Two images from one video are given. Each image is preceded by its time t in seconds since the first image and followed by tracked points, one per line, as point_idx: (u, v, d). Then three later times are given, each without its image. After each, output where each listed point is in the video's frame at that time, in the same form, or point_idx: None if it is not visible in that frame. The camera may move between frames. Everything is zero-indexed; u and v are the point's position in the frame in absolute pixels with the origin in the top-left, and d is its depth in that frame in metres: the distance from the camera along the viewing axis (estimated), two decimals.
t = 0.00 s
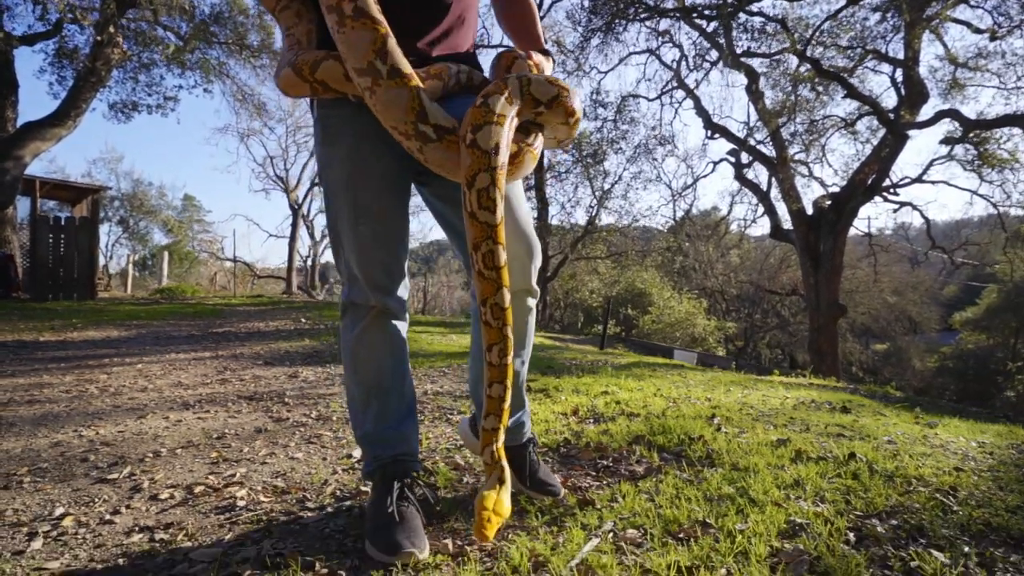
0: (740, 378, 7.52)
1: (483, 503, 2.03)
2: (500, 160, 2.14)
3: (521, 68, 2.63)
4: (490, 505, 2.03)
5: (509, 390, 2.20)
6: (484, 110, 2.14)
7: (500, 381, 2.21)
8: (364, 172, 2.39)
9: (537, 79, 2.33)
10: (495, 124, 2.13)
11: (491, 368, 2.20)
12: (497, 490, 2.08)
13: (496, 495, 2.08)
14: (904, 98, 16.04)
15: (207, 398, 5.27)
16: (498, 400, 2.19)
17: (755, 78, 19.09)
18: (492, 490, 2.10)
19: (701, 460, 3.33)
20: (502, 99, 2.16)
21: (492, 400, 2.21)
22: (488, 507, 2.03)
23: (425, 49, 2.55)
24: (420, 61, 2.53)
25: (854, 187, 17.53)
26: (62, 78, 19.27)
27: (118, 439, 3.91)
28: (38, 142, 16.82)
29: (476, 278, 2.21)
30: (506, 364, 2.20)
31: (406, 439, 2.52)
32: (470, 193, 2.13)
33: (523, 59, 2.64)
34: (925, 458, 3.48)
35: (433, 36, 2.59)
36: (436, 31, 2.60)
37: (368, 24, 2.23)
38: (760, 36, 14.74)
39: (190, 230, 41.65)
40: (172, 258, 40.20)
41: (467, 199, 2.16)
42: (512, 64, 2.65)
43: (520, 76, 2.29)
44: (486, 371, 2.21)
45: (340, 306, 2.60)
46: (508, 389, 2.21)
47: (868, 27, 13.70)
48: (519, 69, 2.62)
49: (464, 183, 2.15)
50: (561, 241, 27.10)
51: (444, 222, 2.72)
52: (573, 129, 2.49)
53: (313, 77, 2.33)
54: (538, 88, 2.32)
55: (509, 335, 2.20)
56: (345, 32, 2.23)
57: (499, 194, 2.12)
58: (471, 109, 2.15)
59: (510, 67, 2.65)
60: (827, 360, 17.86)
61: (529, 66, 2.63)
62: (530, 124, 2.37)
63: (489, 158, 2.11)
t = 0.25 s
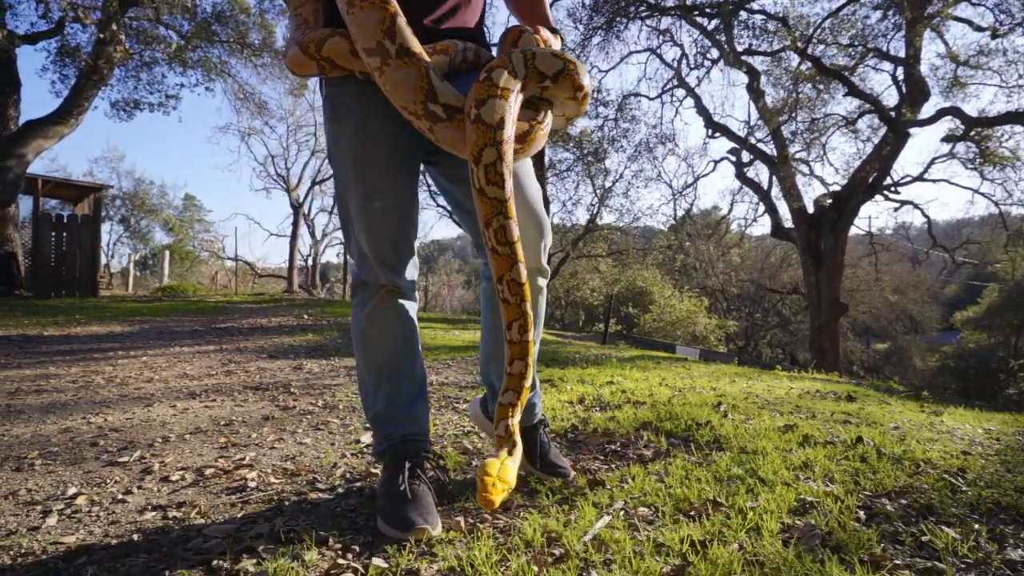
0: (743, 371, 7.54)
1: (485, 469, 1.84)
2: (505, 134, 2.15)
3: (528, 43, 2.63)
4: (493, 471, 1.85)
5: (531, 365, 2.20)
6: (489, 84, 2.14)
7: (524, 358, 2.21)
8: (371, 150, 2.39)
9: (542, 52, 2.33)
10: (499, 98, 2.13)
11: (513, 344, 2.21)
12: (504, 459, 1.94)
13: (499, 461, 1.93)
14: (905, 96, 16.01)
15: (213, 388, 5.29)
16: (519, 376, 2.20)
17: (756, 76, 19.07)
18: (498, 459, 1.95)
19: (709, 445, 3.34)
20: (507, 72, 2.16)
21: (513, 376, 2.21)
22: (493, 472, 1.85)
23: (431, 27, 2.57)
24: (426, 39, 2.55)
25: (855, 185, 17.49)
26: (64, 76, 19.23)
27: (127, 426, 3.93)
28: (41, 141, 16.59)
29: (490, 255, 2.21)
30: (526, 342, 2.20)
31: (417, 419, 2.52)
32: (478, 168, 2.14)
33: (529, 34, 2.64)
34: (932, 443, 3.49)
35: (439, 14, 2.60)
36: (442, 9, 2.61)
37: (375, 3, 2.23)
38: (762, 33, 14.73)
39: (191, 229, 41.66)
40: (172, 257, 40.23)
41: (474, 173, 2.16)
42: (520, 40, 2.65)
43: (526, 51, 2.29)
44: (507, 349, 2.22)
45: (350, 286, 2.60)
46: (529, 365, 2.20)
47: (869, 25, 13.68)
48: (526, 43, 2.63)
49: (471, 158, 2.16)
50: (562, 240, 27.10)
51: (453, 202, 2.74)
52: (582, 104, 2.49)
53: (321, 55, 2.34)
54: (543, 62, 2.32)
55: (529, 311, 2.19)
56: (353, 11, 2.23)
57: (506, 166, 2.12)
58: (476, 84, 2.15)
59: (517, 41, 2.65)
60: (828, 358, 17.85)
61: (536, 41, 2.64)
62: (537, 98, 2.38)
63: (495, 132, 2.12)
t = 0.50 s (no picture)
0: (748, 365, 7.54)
1: (467, 452, 1.87)
2: (509, 111, 2.17)
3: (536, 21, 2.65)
4: (475, 455, 1.87)
5: (524, 349, 2.19)
6: (492, 63, 2.17)
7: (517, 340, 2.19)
8: (382, 134, 2.41)
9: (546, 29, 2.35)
10: (503, 76, 2.15)
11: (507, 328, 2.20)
12: (485, 439, 1.93)
13: (482, 446, 1.91)
14: (908, 94, 15.95)
15: (220, 380, 5.32)
16: (512, 359, 2.18)
17: (759, 74, 19.04)
18: (479, 439, 1.94)
19: (717, 432, 3.35)
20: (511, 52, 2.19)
21: (506, 359, 2.21)
22: (474, 454, 1.87)
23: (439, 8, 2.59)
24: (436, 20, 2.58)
25: (857, 184, 17.25)
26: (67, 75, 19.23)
27: (136, 415, 3.96)
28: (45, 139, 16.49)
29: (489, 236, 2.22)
30: (521, 325, 2.20)
31: (427, 403, 2.53)
32: (479, 146, 2.16)
33: (534, 11, 2.67)
34: (939, 431, 3.50)
35: None
36: None
37: None
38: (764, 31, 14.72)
39: (193, 228, 41.73)
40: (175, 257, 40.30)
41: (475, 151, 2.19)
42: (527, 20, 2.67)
43: (530, 29, 2.31)
44: (502, 332, 2.22)
45: (362, 270, 2.62)
46: (521, 350, 2.20)
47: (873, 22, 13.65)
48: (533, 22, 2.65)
49: (473, 137, 2.18)
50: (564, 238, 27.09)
51: (463, 189, 2.78)
52: (590, 82, 2.51)
53: (331, 40, 2.36)
54: (548, 39, 2.34)
55: (524, 293, 2.22)
56: None
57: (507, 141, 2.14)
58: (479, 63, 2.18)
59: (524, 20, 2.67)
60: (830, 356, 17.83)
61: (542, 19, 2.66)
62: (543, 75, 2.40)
63: (496, 109, 2.14)
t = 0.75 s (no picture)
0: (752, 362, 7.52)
1: (430, 432, 1.79)
2: (509, 92, 2.21)
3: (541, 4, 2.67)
4: (437, 435, 1.78)
5: (511, 333, 2.24)
6: (492, 45, 2.22)
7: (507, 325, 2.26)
8: (394, 124, 2.43)
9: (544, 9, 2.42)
10: (504, 59, 2.20)
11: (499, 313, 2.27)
12: (451, 418, 1.86)
13: (448, 427, 1.83)
14: (914, 92, 15.85)
15: (228, 374, 5.35)
16: (497, 343, 2.23)
17: (763, 73, 18.96)
18: (446, 420, 1.87)
19: (726, 424, 3.35)
20: (511, 35, 2.25)
21: (492, 343, 2.25)
22: (437, 434, 1.79)
23: None
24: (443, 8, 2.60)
25: (862, 182, 17.21)
26: (74, 75, 19.31)
27: (146, 407, 4.00)
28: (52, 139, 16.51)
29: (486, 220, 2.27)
30: (512, 309, 2.27)
31: (438, 391, 2.55)
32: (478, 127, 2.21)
33: None
34: (947, 424, 3.50)
35: None
36: None
37: None
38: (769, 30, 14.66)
39: (198, 228, 41.89)
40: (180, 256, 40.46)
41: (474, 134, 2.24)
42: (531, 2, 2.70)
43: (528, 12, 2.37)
44: (491, 316, 2.28)
45: (373, 260, 2.63)
46: (508, 334, 2.24)
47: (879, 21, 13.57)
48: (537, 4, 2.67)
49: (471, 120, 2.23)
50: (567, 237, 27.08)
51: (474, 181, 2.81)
52: (596, 59, 2.57)
53: (341, 31, 2.39)
54: (548, 19, 2.40)
55: (516, 278, 2.28)
56: None
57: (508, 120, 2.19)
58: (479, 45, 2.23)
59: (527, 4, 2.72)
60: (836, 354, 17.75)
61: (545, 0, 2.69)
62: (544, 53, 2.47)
63: (494, 94, 2.18)
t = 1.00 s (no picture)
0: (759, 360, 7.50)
1: (410, 444, 1.83)
2: (511, 97, 2.23)
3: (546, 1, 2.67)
4: (418, 450, 1.83)
5: (498, 335, 2.24)
6: (495, 48, 2.23)
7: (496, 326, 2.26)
8: (404, 124, 2.44)
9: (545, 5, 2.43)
10: (507, 62, 2.22)
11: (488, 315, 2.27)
12: (432, 428, 1.90)
13: (427, 438, 1.87)
14: (921, 91, 15.75)
15: (235, 373, 5.38)
16: (484, 344, 2.22)
17: (769, 72, 18.87)
18: (427, 428, 1.92)
19: (733, 422, 3.35)
20: (514, 36, 2.25)
21: (479, 344, 2.24)
22: (416, 445, 1.84)
23: None
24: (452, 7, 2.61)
25: (869, 181, 17.09)
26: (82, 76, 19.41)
27: (155, 404, 4.03)
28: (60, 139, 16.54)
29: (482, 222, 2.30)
30: (501, 311, 2.26)
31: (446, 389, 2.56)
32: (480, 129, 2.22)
33: None
34: (956, 422, 3.49)
35: None
36: None
37: None
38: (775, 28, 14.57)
39: (204, 228, 42.06)
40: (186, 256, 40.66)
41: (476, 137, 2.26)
42: None
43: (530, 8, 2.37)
44: (480, 317, 2.28)
45: (381, 259, 2.65)
46: (496, 334, 2.24)
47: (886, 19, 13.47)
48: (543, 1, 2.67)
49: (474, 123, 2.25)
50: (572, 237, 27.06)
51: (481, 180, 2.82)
52: (599, 50, 2.59)
53: (350, 32, 2.40)
54: (549, 15, 2.41)
55: (509, 280, 2.28)
56: None
57: (509, 124, 2.21)
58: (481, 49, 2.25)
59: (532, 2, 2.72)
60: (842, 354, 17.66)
61: None
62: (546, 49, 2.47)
63: (497, 98, 2.20)
